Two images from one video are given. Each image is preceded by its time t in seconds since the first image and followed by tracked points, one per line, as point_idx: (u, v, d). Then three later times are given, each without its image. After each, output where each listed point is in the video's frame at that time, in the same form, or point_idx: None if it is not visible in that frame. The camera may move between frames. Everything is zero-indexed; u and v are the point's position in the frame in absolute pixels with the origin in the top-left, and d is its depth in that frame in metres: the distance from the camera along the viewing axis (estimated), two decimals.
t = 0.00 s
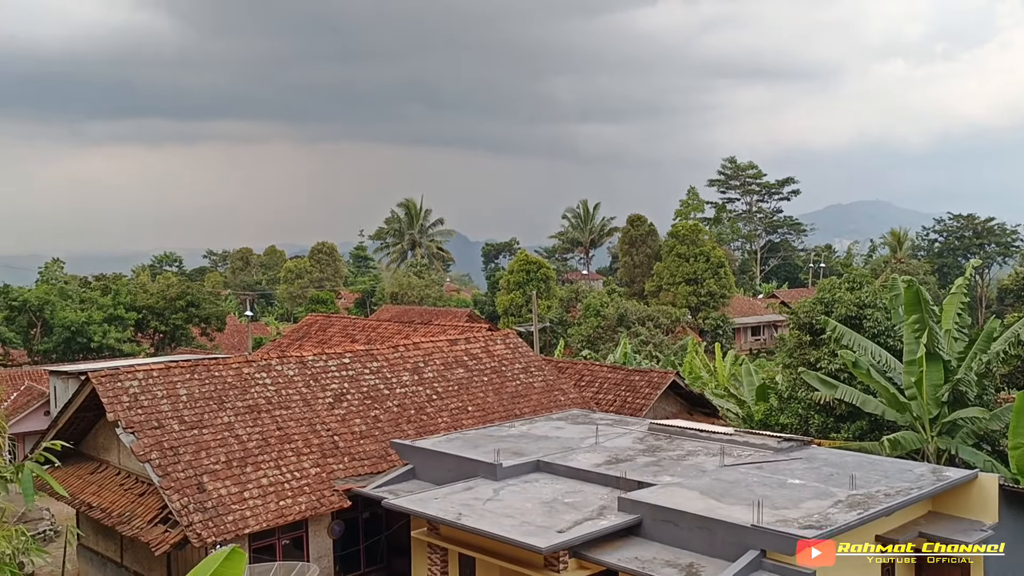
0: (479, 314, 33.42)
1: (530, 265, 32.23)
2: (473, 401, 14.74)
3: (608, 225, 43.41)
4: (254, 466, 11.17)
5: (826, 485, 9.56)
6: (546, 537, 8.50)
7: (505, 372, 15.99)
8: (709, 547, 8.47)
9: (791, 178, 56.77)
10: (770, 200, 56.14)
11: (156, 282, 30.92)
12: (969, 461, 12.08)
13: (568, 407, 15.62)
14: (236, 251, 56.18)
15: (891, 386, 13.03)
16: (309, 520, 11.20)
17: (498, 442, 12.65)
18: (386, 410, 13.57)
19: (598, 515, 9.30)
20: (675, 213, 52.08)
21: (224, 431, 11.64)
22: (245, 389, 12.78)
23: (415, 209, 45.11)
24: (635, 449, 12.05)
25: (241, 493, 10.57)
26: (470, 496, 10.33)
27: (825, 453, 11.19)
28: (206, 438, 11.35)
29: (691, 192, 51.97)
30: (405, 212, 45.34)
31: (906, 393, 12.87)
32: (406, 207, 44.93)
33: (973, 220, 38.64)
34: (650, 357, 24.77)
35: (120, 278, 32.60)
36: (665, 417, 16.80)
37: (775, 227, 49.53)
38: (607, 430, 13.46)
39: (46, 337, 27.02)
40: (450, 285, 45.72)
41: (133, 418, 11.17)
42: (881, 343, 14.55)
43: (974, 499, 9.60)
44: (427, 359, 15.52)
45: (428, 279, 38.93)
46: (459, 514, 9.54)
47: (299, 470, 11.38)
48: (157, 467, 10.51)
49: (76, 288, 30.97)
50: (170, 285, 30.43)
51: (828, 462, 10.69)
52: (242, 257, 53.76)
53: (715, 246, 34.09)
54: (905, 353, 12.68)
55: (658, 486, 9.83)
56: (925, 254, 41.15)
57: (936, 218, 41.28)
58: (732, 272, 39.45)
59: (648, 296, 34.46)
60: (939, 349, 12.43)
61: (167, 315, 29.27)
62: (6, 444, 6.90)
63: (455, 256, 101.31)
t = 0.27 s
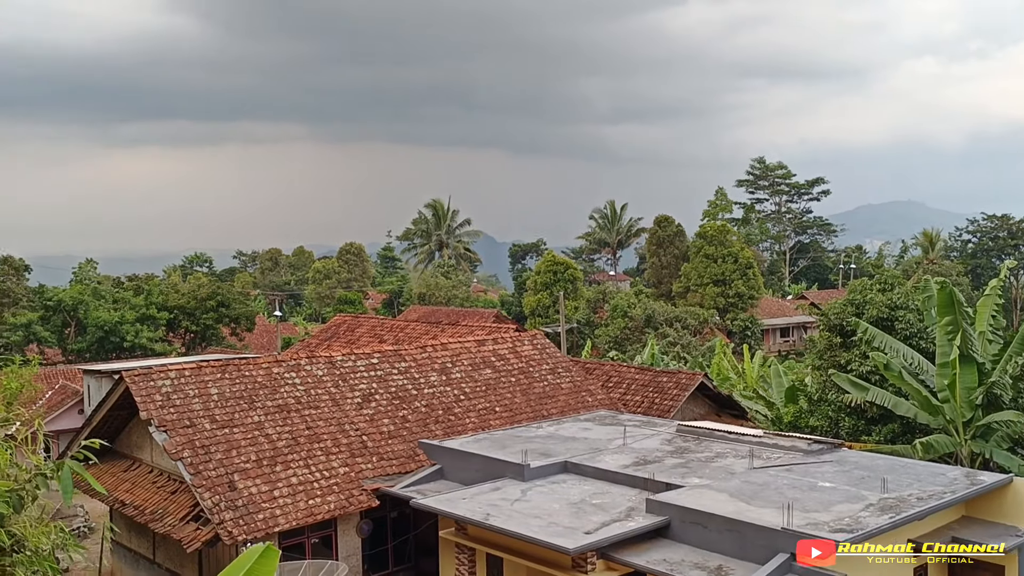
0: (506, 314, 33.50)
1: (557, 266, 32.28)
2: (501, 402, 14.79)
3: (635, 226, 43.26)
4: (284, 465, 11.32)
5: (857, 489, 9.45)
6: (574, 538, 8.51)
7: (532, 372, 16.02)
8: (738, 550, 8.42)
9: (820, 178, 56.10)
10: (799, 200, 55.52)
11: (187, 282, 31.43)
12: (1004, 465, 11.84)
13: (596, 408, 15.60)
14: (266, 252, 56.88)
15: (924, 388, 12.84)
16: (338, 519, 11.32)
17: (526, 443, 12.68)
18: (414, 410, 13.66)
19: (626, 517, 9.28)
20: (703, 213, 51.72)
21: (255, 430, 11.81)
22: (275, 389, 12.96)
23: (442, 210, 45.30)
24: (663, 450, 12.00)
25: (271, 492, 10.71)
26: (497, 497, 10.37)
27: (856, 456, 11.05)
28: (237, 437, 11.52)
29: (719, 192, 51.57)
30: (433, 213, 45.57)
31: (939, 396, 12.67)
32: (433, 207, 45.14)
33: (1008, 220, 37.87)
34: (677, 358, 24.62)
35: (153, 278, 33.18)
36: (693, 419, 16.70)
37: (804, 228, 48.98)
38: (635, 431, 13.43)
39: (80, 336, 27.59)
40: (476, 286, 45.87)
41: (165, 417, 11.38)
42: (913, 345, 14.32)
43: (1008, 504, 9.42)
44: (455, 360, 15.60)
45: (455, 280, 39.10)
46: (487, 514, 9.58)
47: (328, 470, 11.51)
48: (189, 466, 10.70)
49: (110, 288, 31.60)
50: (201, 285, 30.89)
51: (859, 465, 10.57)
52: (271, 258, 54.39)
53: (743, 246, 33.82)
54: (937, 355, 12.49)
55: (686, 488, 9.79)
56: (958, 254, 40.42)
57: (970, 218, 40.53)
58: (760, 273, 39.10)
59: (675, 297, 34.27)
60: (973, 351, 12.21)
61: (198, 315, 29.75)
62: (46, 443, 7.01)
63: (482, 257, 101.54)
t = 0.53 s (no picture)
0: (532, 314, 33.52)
1: (583, 266, 32.29)
2: (527, 402, 14.82)
3: (662, 226, 43.04)
4: (312, 464, 11.46)
5: (887, 492, 9.34)
6: (601, 539, 8.52)
7: (559, 373, 16.03)
8: (766, 553, 8.37)
9: (850, 178, 55.38)
10: (828, 200, 54.84)
11: (216, 283, 31.87)
12: None
13: (623, 409, 15.57)
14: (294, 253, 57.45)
15: (956, 391, 12.64)
16: (365, 519, 11.43)
17: (552, 444, 12.70)
18: (441, 410, 13.75)
19: (653, 518, 9.27)
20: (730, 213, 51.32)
21: (283, 429, 11.97)
22: (303, 388, 13.12)
23: (469, 210, 45.41)
24: (691, 452, 11.95)
25: (299, 490, 10.85)
26: (524, 497, 10.41)
27: (886, 458, 10.92)
28: (265, 436, 11.68)
29: (747, 193, 51.13)
30: (459, 214, 45.72)
31: (971, 398, 12.47)
32: (460, 208, 45.26)
33: None
34: (704, 359, 24.45)
35: (183, 278, 33.69)
36: (720, 420, 16.59)
37: (834, 228, 48.39)
38: (662, 432, 13.38)
39: (112, 335, 28.10)
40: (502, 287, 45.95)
41: (196, 415, 11.58)
42: (945, 347, 14.07)
43: None
44: (482, 360, 15.67)
45: (481, 280, 39.20)
46: (513, 514, 9.62)
47: (356, 469, 11.62)
48: (219, 464, 10.87)
49: (141, 288, 32.15)
50: (230, 285, 31.31)
51: (890, 468, 10.43)
52: (299, 258, 54.92)
53: (772, 247, 33.52)
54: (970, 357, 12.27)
55: (714, 489, 9.75)
56: (992, 255, 39.66)
57: (1004, 218, 39.76)
58: (789, 273, 38.72)
59: (702, 298, 34.05)
60: (1007, 353, 11.97)
61: (227, 315, 30.16)
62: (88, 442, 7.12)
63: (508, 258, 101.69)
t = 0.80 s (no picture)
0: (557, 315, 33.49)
1: (609, 267, 32.20)
2: (553, 403, 14.83)
3: (688, 227, 42.79)
4: (339, 463, 11.58)
5: (918, 495, 9.21)
6: (627, 540, 8.51)
7: (584, 374, 16.03)
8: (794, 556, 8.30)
9: (879, 178, 54.62)
10: (858, 200, 54.13)
11: (244, 283, 32.25)
12: None
13: (649, 410, 15.53)
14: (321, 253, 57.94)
15: (988, 393, 12.43)
16: (391, 518, 11.53)
17: (578, 444, 12.70)
18: (467, 410, 13.82)
19: (680, 520, 9.24)
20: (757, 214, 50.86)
21: (310, 429, 12.10)
22: (330, 388, 13.26)
23: (495, 210, 45.48)
24: (717, 453, 11.89)
25: (326, 489, 10.97)
26: (549, 498, 10.43)
27: (917, 462, 10.77)
28: (293, 435, 11.83)
29: (774, 193, 50.64)
30: (485, 214, 45.80)
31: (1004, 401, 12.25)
32: (486, 209, 45.34)
33: None
34: (731, 361, 24.25)
35: (212, 279, 34.13)
36: (747, 422, 16.46)
37: (863, 229, 47.76)
38: (688, 434, 13.31)
39: (143, 335, 28.53)
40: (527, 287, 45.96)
41: (225, 414, 11.76)
42: (977, 349, 13.82)
43: None
44: (507, 361, 15.72)
45: (506, 281, 39.24)
46: (539, 515, 9.64)
47: (382, 469, 11.73)
48: (247, 463, 11.03)
49: (171, 288, 32.65)
50: (258, 286, 31.68)
51: (920, 471, 10.29)
52: (325, 258, 55.38)
53: (800, 248, 33.16)
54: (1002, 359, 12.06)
55: (741, 491, 9.69)
56: None
57: None
58: (817, 274, 38.29)
59: (729, 299, 33.79)
60: None
61: (255, 315, 30.54)
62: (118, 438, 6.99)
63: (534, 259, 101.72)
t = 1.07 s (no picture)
0: (583, 317, 33.44)
1: (636, 269, 32.06)
2: (579, 405, 14.83)
3: (716, 228, 42.46)
4: (367, 464, 11.69)
5: (951, 500, 9.07)
6: (654, 543, 8.49)
7: (611, 376, 16.00)
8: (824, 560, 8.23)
9: (912, 179, 53.75)
10: (889, 201, 53.32)
11: (273, 285, 32.65)
12: None
13: (676, 413, 15.46)
14: (348, 255, 58.42)
15: None
16: (419, 519, 11.61)
17: (604, 447, 12.69)
18: (494, 412, 13.87)
19: (708, 523, 9.19)
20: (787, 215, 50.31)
21: (339, 429, 12.23)
22: (358, 389, 13.39)
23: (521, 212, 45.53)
24: (745, 456, 11.81)
25: (354, 490, 11.08)
26: (576, 500, 10.43)
27: (950, 466, 10.60)
28: (321, 436, 11.97)
29: (804, 194, 50.04)
30: (511, 216, 45.86)
31: None
32: (512, 210, 45.41)
33: None
34: (759, 363, 24.02)
35: (241, 280, 34.58)
36: (776, 425, 16.30)
37: (894, 230, 47.05)
38: (716, 436, 13.23)
39: (173, 336, 29.00)
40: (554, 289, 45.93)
41: (255, 415, 11.92)
42: (1012, 352, 13.57)
43: None
44: (534, 362, 15.75)
45: (532, 283, 39.26)
46: (566, 517, 9.65)
47: (409, 470, 11.82)
48: (276, 463, 11.18)
49: (202, 289, 33.14)
50: (286, 287, 32.06)
51: (953, 476, 10.13)
52: (353, 260, 55.82)
53: (830, 250, 32.74)
54: None
55: (770, 495, 9.61)
56: None
57: None
58: (847, 276, 37.80)
59: (757, 301, 33.47)
60: None
61: (283, 316, 30.93)
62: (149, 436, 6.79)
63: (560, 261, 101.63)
